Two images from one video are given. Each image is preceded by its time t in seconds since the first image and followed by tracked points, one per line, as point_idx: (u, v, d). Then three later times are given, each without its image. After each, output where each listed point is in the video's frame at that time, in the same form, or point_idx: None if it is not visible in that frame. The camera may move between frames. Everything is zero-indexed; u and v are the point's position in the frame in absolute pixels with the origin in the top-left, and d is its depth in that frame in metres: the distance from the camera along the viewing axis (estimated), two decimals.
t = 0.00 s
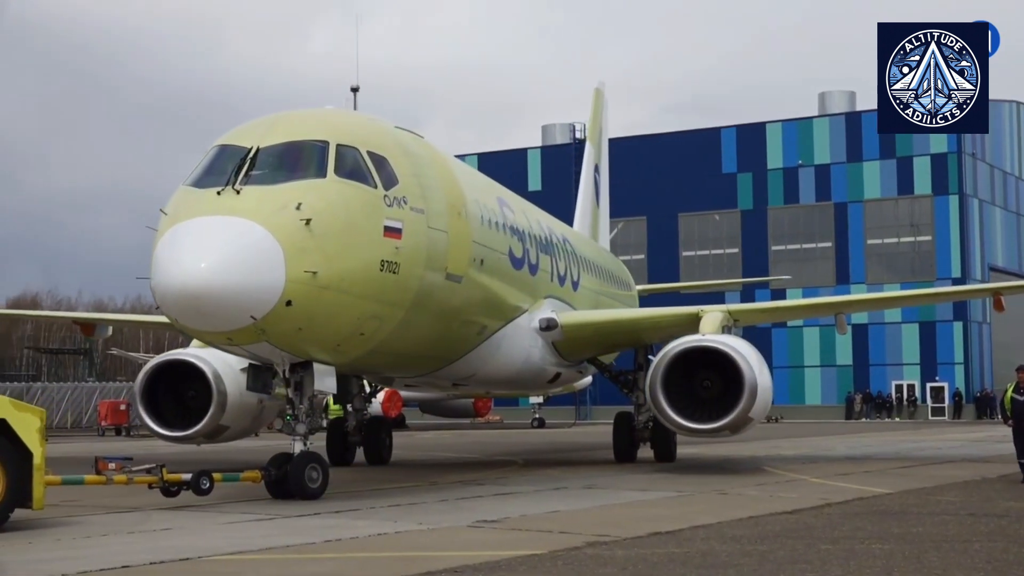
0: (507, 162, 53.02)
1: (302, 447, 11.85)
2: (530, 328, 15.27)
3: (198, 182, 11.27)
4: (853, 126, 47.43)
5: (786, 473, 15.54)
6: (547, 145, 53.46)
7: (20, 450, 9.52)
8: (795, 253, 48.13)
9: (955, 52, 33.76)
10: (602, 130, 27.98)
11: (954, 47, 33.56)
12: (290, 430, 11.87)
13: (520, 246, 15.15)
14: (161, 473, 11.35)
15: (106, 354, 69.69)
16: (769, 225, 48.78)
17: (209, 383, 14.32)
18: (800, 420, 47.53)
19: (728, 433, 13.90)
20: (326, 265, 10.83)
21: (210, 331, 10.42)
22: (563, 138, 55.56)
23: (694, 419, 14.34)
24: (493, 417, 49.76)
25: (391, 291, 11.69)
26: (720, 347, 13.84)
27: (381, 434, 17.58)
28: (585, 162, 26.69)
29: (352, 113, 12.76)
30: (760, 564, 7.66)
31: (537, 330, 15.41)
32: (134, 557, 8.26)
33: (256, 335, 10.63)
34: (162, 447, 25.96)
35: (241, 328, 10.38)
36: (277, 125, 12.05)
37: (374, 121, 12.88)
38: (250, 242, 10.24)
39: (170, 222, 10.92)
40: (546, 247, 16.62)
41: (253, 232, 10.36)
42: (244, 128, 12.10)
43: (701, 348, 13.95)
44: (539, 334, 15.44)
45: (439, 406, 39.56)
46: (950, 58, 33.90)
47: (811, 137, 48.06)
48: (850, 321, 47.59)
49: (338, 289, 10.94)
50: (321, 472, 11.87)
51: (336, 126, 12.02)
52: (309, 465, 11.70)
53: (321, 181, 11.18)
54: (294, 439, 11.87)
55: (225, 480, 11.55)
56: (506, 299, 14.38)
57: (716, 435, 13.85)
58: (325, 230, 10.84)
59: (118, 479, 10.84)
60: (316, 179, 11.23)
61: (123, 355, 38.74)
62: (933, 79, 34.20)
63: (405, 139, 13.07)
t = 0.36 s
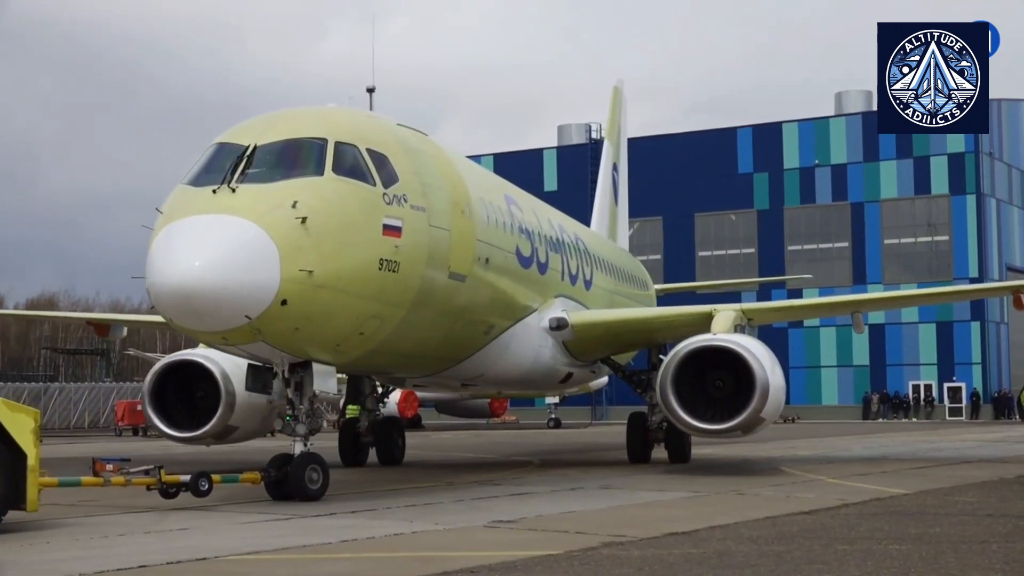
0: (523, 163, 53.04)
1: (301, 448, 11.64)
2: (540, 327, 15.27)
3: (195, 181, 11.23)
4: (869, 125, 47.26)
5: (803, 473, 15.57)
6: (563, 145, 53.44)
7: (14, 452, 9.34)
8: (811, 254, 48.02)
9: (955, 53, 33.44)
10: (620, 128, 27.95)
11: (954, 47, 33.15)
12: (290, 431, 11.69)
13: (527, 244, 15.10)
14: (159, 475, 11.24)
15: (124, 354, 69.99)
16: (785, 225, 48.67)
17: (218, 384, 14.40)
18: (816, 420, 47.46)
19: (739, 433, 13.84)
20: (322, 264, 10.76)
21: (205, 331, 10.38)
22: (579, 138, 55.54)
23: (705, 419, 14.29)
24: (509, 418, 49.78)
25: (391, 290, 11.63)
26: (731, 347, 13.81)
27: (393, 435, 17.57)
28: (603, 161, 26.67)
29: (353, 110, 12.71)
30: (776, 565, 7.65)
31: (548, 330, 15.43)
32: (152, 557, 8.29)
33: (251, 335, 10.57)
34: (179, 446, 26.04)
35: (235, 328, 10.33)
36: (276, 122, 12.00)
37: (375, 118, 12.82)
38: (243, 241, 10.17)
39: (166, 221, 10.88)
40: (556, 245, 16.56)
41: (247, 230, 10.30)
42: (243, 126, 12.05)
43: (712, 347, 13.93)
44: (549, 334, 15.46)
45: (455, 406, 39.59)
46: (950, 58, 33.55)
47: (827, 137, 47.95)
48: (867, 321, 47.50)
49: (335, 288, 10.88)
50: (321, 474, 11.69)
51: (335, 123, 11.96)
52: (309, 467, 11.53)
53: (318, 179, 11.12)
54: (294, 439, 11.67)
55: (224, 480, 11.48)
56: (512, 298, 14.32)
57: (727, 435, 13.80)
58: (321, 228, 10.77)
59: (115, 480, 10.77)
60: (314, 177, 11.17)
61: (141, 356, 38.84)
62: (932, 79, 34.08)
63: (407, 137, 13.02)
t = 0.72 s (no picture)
0: (540, 162, 53.03)
1: (301, 449, 11.53)
2: (549, 326, 15.24)
3: (190, 179, 11.16)
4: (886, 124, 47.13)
5: (821, 473, 15.52)
6: (580, 144, 53.43)
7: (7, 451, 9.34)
8: (828, 253, 47.89)
9: (955, 53, 33.82)
10: (642, 125, 27.90)
11: (954, 47, 33.59)
12: (290, 431, 11.55)
13: (534, 243, 15.04)
14: (157, 475, 11.18)
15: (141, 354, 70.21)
16: (803, 225, 48.58)
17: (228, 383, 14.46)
18: (834, 420, 47.34)
19: (751, 433, 13.77)
20: (318, 262, 10.68)
21: (198, 330, 10.32)
22: (595, 137, 55.51)
23: (717, 420, 14.24)
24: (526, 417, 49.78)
25: (390, 289, 11.57)
26: (743, 346, 13.76)
27: (407, 435, 17.50)
28: (623, 157, 26.61)
29: (353, 107, 12.65)
30: (794, 565, 7.62)
31: (558, 328, 15.39)
32: (170, 555, 8.30)
33: (246, 334, 10.51)
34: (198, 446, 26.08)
35: (229, 326, 10.26)
36: (274, 119, 11.94)
37: (376, 115, 12.76)
38: (236, 239, 10.09)
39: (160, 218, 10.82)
40: (566, 243, 16.51)
41: (240, 227, 10.22)
42: (241, 123, 11.99)
43: (724, 347, 13.89)
44: (559, 333, 15.42)
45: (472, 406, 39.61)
46: (950, 58, 34.00)
47: (844, 136, 47.87)
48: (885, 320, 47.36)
49: (331, 286, 10.80)
50: (321, 476, 11.55)
51: (333, 120, 11.90)
52: (309, 467, 11.40)
53: (315, 176, 11.05)
54: (293, 439, 11.55)
55: (222, 482, 11.48)
56: (518, 296, 14.25)
57: (739, 436, 13.73)
58: (317, 226, 10.70)
59: (112, 480, 10.68)
60: (310, 174, 11.11)
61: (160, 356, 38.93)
62: (932, 79, 34.63)
63: (408, 134, 12.97)
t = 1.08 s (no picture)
0: (555, 162, 53.01)
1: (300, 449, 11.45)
2: (558, 326, 15.25)
3: (185, 176, 11.15)
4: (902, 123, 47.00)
5: (838, 473, 15.52)
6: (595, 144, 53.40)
7: None
8: (844, 253, 47.80)
9: (955, 53, 34.35)
10: (661, 124, 27.84)
11: (954, 47, 34.06)
12: (288, 431, 11.47)
13: (540, 242, 14.99)
14: (153, 476, 11.14)
15: (159, 356, 70.39)
16: (819, 224, 48.49)
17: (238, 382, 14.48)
18: (849, 420, 47.25)
19: (761, 434, 13.72)
20: (312, 260, 10.62)
21: (191, 329, 10.32)
22: (611, 137, 55.49)
23: (727, 421, 14.19)
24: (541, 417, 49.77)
25: (387, 287, 11.50)
26: (752, 345, 13.75)
27: (418, 434, 17.52)
28: (642, 155, 26.58)
29: (353, 104, 12.59)
30: (809, 565, 7.61)
31: (567, 328, 15.39)
32: (184, 555, 8.31)
33: (239, 333, 10.49)
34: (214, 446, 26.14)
35: (222, 325, 10.25)
36: (271, 117, 11.91)
37: (376, 113, 12.69)
38: (227, 237, 10.06)
39: (154, 216, 10.82)
40: (575, 242, 16.44)
41: (231, 225, 10.19)
42: (238, 120, 11.97)
43: (733, 346, 13.87)
44: (568, 332, 15.41)
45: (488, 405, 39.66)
46: (950, 58, 34.37)
47: (860, 135, 47.77)
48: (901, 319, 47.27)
49: (325, 284, 10.75)
50: (319, 477, 11.48)
51: (331, 117, 11.84)
52: (306, 468, 11.30)
53: (309, 173, 10.98)
54: (292, 439, 11.46)
55: (220, 482, 11.32)
56: (522, 295, 14.18)
57: (749, 436, 13.69)
58: (311, 224, 10.64)
59: (107, 480, 10.61)
60: (304, 171, 11.05)
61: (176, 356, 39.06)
62: (933, 79, 34.63)
63: (409, 131, 12.89)
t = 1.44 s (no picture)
0: (570, 163, 52.98)
1: (298, 450, 11.34)
2: (566, 324, 15.23)
3: (180, 172, 11.09)
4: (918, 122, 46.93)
5: (854, 473, 15.50)
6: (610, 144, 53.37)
7: None
8: (860, 252, 47.69)
9: (955, 53, 34.74)
10: (679, 122, 27.81)
11: (954, 47, 34.46)
12: (286, 430, 11.36)
13: (545, 240, 14.90)
14: (148, 476, 11.00)
15: (173, 356, 70.47)
16: (835, 224, 48.39)
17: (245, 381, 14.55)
18: (865, 420, 47.12)
19: (770, 434, 13.65)
20: (306, 257, 10.52)
21: (183, 327, 10.26)
22: (625, 137, 55.46)
23: (737, 421, 14.13)
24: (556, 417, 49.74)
25: (385, 285, 11.39)
26: (762, 345, 13.70)
27: (429, 434, 17.55)
28: (659, 153, 26.54)
29: (352, 100, 12.48)
30: (825, 564, 7.61)
31: (575, 326, 15.39)
32: (199, 555, 8.31)
33: (232, 332, 10.41)
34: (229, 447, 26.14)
35: (213, 324, 10.18)
36: (269, 113, 11.85)
37: (376, 108, 12.57)
38: (217, 234, 9.97)
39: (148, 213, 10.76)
40: (583, 239, 16.34)
41: (221, 223, 10.10)
42: (236, 117, 11.91)
43: (743, 345, 13.81)
44: (577, 331, 15.41)
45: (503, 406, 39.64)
46: (950, 57, 34.74)
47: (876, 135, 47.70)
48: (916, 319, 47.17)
49: (319, 282, 10.64)
50: (317, 478, 11.37)
51: (328, 112, 11.73)
52: (305, 468, 11.23)
53: (303, 170, 10.87)
54: (290, 439, 11.34)
55: (216, 482, 11.15)
56: (527, 293, 14.08)
57: (759, 436, 13.62)
58: (305, 221, 10.54)
59: (101, 481, 10.47)
60: (299, 167, 10.94)
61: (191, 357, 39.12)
62: (932, 78, 34.87)
63: (409, 127, 12.78)
